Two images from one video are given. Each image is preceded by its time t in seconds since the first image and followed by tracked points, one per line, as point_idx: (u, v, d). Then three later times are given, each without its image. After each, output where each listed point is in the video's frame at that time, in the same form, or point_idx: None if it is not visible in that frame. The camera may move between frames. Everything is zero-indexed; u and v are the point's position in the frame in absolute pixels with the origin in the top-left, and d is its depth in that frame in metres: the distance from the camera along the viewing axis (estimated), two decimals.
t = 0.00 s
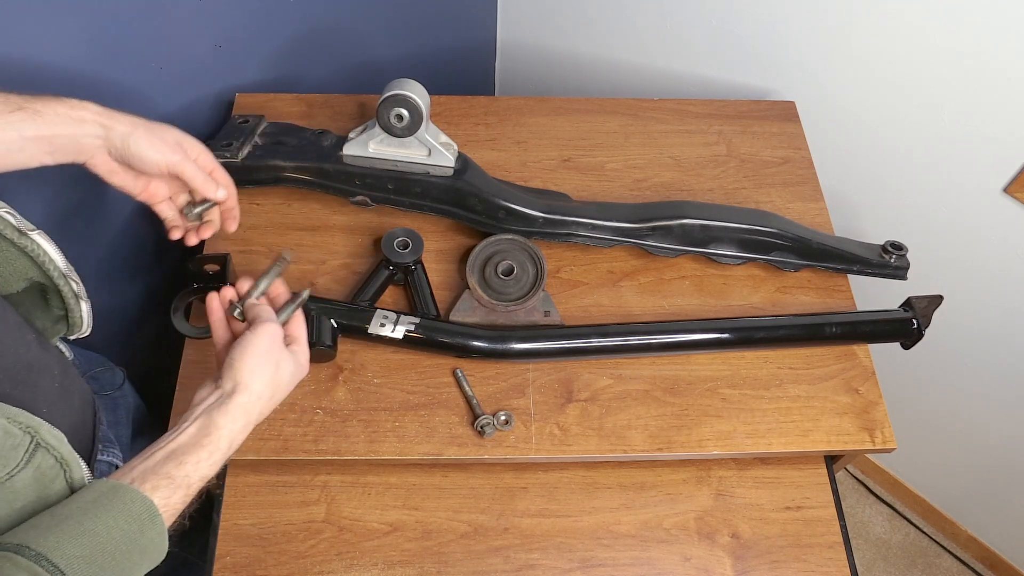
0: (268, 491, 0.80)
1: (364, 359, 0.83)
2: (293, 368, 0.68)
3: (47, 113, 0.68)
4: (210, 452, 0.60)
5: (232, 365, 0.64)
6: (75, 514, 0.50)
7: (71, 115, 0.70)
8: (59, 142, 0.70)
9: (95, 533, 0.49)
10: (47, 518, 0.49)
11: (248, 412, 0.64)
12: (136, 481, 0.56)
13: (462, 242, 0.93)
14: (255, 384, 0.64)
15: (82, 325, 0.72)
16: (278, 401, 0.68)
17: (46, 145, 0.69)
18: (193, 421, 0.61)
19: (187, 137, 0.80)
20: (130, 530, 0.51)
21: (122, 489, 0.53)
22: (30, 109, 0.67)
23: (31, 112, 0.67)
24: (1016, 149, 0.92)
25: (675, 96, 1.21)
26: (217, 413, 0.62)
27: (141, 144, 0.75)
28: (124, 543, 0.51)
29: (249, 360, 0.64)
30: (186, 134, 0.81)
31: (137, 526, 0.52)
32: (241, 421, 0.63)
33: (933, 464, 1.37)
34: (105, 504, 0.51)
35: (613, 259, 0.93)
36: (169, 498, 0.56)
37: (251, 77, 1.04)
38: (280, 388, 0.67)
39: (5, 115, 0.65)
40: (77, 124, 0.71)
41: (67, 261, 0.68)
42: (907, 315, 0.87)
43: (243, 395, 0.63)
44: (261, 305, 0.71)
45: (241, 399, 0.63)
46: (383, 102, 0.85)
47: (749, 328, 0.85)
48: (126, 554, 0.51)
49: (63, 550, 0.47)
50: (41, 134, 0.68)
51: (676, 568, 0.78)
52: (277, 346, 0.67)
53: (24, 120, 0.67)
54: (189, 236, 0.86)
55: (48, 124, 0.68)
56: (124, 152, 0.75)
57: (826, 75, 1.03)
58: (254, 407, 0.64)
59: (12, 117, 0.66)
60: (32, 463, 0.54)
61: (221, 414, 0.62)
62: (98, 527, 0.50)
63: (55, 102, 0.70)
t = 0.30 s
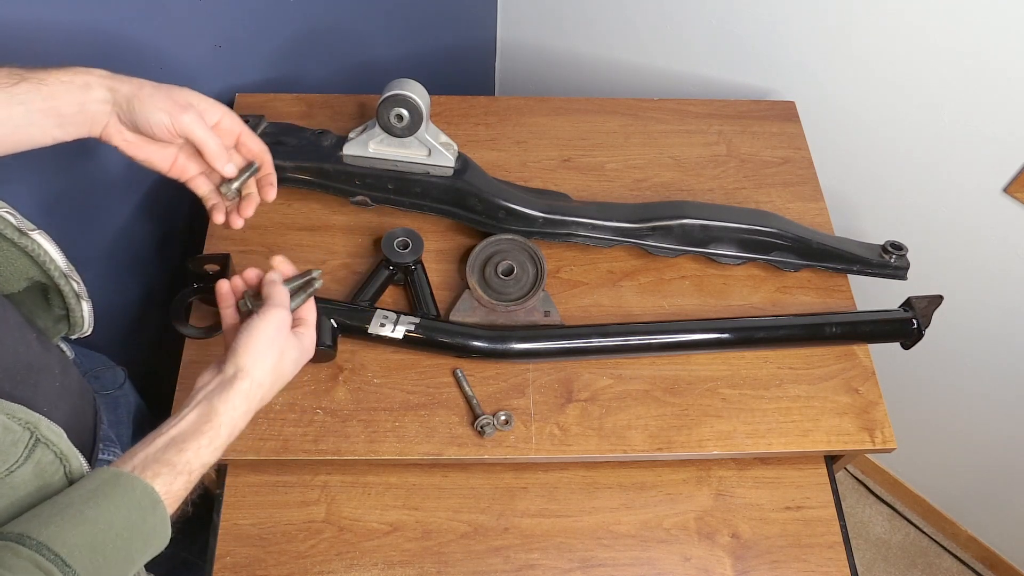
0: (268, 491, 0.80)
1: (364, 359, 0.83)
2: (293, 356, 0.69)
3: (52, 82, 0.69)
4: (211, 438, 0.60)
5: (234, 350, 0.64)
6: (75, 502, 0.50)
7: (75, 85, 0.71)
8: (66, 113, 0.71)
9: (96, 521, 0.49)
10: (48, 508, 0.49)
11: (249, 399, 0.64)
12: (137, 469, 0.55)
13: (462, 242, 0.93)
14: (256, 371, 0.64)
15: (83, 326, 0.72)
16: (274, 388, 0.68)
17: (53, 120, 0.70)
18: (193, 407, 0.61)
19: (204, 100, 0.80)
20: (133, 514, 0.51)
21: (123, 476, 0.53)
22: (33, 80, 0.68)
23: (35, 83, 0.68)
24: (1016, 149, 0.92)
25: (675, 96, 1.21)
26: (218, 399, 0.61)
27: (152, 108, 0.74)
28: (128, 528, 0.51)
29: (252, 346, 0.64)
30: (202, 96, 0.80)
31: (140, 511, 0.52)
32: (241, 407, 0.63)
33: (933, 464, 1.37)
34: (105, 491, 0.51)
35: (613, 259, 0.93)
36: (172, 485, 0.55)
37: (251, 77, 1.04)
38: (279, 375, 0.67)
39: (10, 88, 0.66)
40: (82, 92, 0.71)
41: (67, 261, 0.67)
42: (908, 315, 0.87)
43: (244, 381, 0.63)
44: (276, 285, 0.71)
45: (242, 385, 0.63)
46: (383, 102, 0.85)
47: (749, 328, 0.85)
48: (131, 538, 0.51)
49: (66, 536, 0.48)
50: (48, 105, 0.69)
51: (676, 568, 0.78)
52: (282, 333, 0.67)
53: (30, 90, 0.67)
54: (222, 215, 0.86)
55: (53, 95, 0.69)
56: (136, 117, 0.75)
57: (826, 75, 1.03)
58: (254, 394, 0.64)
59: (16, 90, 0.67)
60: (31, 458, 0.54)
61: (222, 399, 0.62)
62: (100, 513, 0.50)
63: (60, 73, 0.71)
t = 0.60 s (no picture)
0: (268, 491, 0.80)
1: (364, 360, 0.83)
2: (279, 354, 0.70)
3: (51, 110, 0.65)
4: (195, 426, 0.60)
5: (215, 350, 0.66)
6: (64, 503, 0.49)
7: (76, 115, 0.66)
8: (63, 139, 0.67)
9: (90, 515, 0.49)
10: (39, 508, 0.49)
11: (231, 391, 0.65)
12: (122, 461, 0.56)
13: (462, 242, 0.93)
14: (239, 362, 0.65)
15: (83, 325, 0.72)
16: (261, 389, 0.69)
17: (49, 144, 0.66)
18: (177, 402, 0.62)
19: (221, 129, 0.73)
20: (127, 505, 0.51)
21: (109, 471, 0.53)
22: (34, 106, 0.64)
23: (34, 110, 0.64)
24: (1015, 149, 0.92)
25: (675, 96, 1.21)
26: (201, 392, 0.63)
27: (158, 146, 0.69)
28: (123, 519, 0.50)
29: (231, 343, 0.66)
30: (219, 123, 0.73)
31: (133, 502, 0.51)
32: (224, 399, 0.64)
33: (933, 464, 1.37)
34: (95, 486, 0.51)
35: (613, 259, 0.93)
36: (158, 472, 0.55)
37: (250, 77, 1.04)
38: (265, 371, 0.68)
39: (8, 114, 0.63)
40: (82, 123, 0.66)
41: (67, 260, 0.67)
42: (907, 315, 0.87)
43: (226, 373, 0.64)
44: (264, 283, 0.74)
45: (223, 377, 0.64)
46: (383, 102, 0.85)
47: (749, 328, 0.85)
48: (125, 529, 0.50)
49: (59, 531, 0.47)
50: (46, 133, 0.65)
51: (676, 568, 0.78)
52: (263, 333, 0.69)
53: (28, 119, 0.64)
54: (225, 246, 0.77)
55: (53, 123, 0.65)
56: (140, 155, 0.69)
57: (826, 75, 1.03)
58: (237, 386, 0.65)
59: (14, 117, 0.63)
60: (26, 458, 0.54)
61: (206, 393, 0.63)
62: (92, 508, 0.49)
63: (65, 97, 0.66)
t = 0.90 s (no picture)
0: (268, 490, 0.80)
1: (364, 359, 0.83)
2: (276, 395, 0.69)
3: (48, 181, 0.65)
4: (198, 471, 0.58)
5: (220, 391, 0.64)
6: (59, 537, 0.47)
7: (74, 188, 0.66)
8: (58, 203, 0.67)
9: (83, 552, 0.47)
10: (30, 541, 0.47)
11: (234, 433, 0.63)
12: (122, 498, 0.53)
13: (462, 242, 0.93)
14: (242, 406, 0.64)
15: (82, 327, 0.72)
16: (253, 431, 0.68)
17: (45, 199, 0.67)
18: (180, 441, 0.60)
19: (223, 203, 0.73)
20: (122, 548, 0.49)
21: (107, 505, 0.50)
22: (32, 175, 0.65)
23: (32, 178, 0.65)
24: (1015, 149, 0.92)
25: (675, 96, 1.21)
26: (205, 434, 0.61)
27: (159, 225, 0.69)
28: (115, 562, 0.48)
29: (236, 384, 0.65)
30: (220, 195, 0.73)
31: (128, 544, 0.49)
32: (226, 443, 0.62)
33: (933, 464, 1.37)
34: (92, 523, 0.49)
35: (613, 259, 0.93)
36: (160, 518, 0.53)
37: (250, 77, 1.04)
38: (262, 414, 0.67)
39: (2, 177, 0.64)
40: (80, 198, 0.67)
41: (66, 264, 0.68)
42: (907, 315, 0.87)
43: (231, 417, 0.63)
44: (279, 317, 0.72)
45: (227, 420, 0.63)
46: (383, 102, 0.85)
47: (749, 328, 0.85)
48: None
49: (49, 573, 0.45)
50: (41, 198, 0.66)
51: (676, 568, 0.78)
52: (271, 373, 0.68)
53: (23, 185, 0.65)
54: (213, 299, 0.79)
55: (49, 191, 0.66)
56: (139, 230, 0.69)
57: (826, 75, 1.03)
58: (239, 429, 0.64)
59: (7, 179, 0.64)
60: (22, 473, 0.53)
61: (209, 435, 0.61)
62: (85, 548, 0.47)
63: (65, 166, 0.66)
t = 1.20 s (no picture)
0: (268, 490, 0.80)
1: (364, 359, 0.83)
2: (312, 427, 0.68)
3: (47, 141, 0.66)
4: (220, 480, 0.59)
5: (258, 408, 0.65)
6: (80, 531, 0.48)
7: (72, 146, 0.68)
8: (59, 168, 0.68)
9: (104, 552, 0.48)
10: (52, 535, 0.48)
11: (262, 448, 0.63)
12: (144, 503, 0.55)
13: (462, 242, 0.93)
14: (273, 424, 0.64)
15: (77, 326, 0.73)
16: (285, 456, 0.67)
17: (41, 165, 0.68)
18: (210, 447, 0.61)
19: (199, 137, 0.76)
20: (139, 547, 0.50)
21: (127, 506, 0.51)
22: (32, 137, 0.66)
23: (32, 140, 0.66)
24: (1015, 149, 0.92)
25: (675, 96, 1.21)
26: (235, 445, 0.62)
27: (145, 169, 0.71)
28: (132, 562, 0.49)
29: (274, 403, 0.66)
30: (194, 132, 0.76)
31: (146, 545, 0.50)
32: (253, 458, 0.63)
33: (933, 464, 1.37)
34: (111, 522, 0.49)
35: (613, 259, 0.93)
36: (175, 522, 0.54)
37: (250, 76, 1.04)
38: (295, 442, 0.67)
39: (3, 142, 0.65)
40: (76, 157, 0.68)
41: (61, 262, 0.68)
42: (907, 315, 0.87)
43: (261, 432, 0.63)
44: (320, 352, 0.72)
45: (258, 434, 0.63)
46: (383, 102, 0.85)
47: (749, 328, 0.85)
48: None
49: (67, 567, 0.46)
50: (39, 161, 0.67)
51: (676, 568, 0.78)
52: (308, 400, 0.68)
53: (24, 149, 0.66)
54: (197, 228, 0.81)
55: (48, 153, 0.67)
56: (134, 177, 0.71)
57: (826, 75, 1.03)
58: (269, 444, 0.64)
59: (10, 143, 0.65)
60: (31, 468, 0.54)
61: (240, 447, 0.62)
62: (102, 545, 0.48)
63: (57, 125, 0.68)
